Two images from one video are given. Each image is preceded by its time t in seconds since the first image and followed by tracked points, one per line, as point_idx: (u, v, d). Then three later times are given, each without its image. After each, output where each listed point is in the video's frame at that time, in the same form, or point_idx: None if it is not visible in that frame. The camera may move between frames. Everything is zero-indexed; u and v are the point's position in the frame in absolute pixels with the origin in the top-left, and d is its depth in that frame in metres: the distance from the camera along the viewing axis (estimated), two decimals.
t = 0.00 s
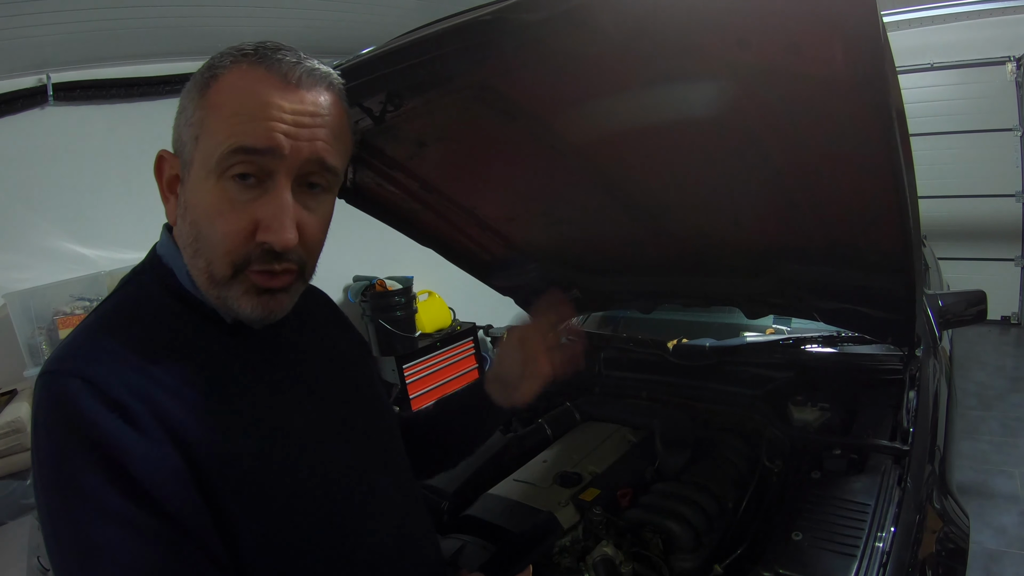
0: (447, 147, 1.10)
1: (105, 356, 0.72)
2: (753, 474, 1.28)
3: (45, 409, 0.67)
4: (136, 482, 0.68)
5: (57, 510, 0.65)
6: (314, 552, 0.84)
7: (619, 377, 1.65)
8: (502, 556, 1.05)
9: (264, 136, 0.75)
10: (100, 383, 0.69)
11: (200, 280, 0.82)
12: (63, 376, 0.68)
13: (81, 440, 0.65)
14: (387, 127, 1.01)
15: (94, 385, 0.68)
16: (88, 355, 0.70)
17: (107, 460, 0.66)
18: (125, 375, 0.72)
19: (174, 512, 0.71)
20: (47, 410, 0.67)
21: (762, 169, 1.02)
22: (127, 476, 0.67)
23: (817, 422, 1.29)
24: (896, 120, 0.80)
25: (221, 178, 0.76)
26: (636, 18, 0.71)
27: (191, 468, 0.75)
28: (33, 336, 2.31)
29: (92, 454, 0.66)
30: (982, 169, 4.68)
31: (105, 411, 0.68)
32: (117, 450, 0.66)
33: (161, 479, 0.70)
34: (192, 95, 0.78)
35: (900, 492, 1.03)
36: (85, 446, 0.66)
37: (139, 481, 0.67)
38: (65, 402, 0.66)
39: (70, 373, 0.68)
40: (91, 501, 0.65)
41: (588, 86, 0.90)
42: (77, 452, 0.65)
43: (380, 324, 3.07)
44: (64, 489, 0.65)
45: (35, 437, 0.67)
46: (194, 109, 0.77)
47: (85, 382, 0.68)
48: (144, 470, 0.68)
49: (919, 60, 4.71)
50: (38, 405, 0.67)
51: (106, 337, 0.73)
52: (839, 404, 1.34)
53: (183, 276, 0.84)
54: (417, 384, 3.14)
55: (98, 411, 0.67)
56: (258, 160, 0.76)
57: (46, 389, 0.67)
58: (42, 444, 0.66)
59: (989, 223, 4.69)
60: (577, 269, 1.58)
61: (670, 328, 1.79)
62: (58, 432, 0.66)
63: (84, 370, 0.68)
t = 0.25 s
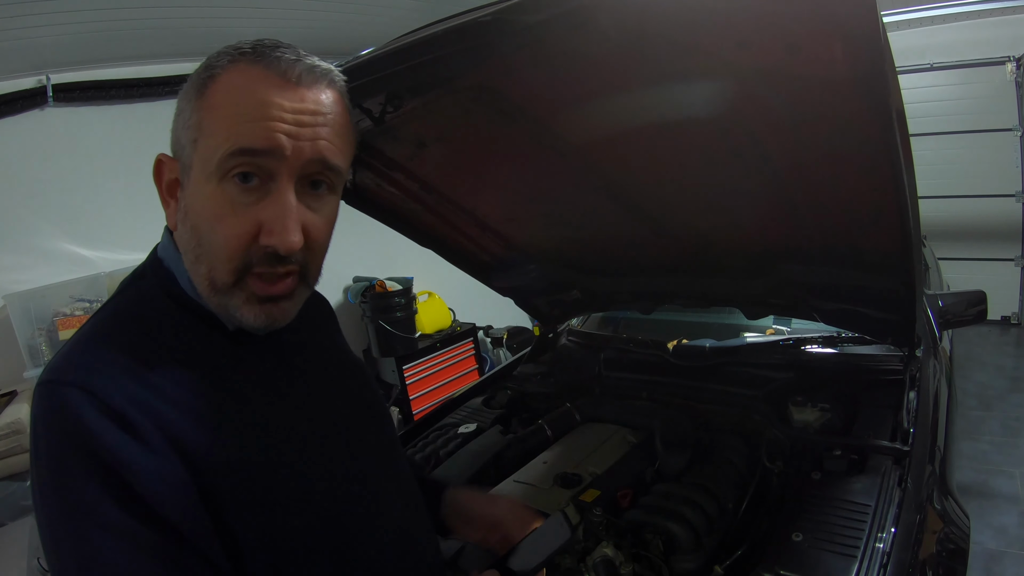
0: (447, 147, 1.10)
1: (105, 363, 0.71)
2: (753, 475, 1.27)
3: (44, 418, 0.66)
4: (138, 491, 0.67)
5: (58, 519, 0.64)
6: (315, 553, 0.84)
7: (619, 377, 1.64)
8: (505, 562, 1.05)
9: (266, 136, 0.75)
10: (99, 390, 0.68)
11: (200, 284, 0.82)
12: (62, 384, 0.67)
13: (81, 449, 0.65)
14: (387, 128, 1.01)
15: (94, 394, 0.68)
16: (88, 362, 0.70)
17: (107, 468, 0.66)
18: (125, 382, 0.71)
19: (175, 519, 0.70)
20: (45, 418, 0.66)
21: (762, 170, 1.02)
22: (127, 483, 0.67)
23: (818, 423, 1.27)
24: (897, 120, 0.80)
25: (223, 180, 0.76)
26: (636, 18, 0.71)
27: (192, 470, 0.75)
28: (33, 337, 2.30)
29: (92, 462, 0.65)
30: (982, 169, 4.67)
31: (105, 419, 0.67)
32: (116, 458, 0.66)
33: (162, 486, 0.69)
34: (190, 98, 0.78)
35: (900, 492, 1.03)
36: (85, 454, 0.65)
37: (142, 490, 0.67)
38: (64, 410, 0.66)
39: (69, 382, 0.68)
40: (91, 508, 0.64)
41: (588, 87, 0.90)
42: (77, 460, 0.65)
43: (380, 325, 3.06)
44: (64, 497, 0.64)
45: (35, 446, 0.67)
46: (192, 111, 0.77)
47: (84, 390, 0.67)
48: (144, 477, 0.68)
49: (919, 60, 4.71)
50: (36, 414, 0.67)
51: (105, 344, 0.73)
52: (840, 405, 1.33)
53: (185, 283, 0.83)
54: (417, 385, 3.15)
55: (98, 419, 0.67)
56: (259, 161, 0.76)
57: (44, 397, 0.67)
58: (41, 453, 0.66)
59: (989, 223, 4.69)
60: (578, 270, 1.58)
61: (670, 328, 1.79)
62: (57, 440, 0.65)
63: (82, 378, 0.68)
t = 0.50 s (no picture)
0: (448, 147, 1.10)
1: (105, 366, 0.71)
2: (755, 475, 1.27)
3: (45, 422, 0.66)
4: (142, 495, 0.68)
5: (58, 522, 0.64)
6: (315, 553, 0.84)
7: (619, 376, 1.64)
8: (505, 558, 1.03)
9: (281, 139, 0.75)
10: (99, 394, 0.68)
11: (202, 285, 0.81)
12: (62, 388, 0.67)
13: (80, 452, 0.65)
14: (387, 128, 1.01)
15: (98, 399, 0.68)
16: (90, 367, 0.70)
17: (108, 471, 0.66)
18: (125, 385, 0.71)
19: (175, 521, 0.70)
20: (45, 422, 0.66)
21: (763, 170, 1.01)
22: (127, 486, 0.67)
23: (818, 423, 1.28)
24: (899, 121, 0.80)
25: (233, 180, 0.76)
26: (638, 18, 0.71)
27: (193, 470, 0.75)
28: (33, 337, 2.30)
29: (92, 465, 0.65)
30: (983, 169, 4.67)
31: (105, 422, 0.67)
32: (116, 461, 0.66)
33: (163, 489, 0.69)
34: (198, 94, 0.77)
35: (901, 493, 1.02)
36: (86, 458, 0.65)
37: (145, 494, 0.68)
38: (64, 414, 0.66)
39: (69, 385, 0.68)
40: (92, 511, 0.64)
41: (589, 87, 0.89)
42: (77, 464, 0.65)
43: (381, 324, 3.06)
44: (65, 500, 0.64)
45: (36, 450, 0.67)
46: (202, 109, 0.76)
47: (84, 394, 0.67)
48: (145, 480, 0.68)
49: (919, 60, 4.70)
50: (37, 418, 0.67)
51: (104, 347, 0.73)
52: (840, 404, 1.33)
53: (184, 284, 0.83)
54: (417, 385, 3.15)
55: (98, 423, 0.67)
56: (272, 162, 0.76)
57: (44, 401, 0.67)
58: (42, 457, 0.66)
59: (989, 223, 4.69)
60: (578, 270, 1.57)
61: (670, 328, 1.79)
62: (58, 443, 0.65)
63: (82, 382, 0.68)
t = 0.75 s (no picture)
0: (449, 147, 1.10)
1: (102, 370, 0.71)
2: (755, 475, 1.27)
3: (42, 426, 0.66)
4: (141, 498, 0.67)
5: (57, 527, 0.64)
6: (315, 553, 0.84)
7: (620, 376, 1.64)
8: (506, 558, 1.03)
9: (271, 135, 0.75)
10: (97, 397, 0.68)
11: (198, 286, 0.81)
12: (60, 392, 0.67)
13: (78, 455, 0.65)
14: (388, 127, 1.01)
15: (95, 402, 0.68)
16: (87, 370, 0.70)
17: (106, 474, 0.66)
18: (123, 388, 0.71)
19: (175, 524, 0.70)
20: (43, 426, 0.66)
21: (765, 169, 1.01)
22: (126, 488, 0.67)
23: (818, 423, 1.28)
24: (900, 119, 0.80)
25: (226, 180, 0.76)
26: (638, 18, 0.71)
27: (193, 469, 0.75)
28: (34, 336, 2.30)
29: (90, 469, 0.65)
30: (984, 169, 4.66)
31: (103, 425, 0.67)
32: (115, 464, 0.66)
33: (162, 491, 0.69)
34: (189, 93, 0.77)
35: (902, 493, 1.02)
36: (84, 461, 0.65)
37: (144, 497, 0.67)
38: (62, 418, 0.66)
39: (66, 389, 0.68)
40: (90, 514, 0.64)
41: (589, 86, 0.89)
42: (75, 467, 0.65)
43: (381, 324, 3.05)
44: (62, 504, 0.64)
45: (33, 455, 0.67)
46: (192, 108, 0.76)
47: (82, 397, 0.67)
48: (144, 483, 0.68)
49: (920, 59, 4.69)
50: (34, 423, 0.67)
51: (101, 351, 0.73)
52: (841, 403, 1.33)
53: (180, 285, 0.83)
54: (417, 384, 3.15)
55: (96, 426, 0.66)
56: (264, 160, 0.76)
57: (42, 405, 0.67)
58: (40, 461, 0.66)
59: (990, 222, 4.69)
60: (579, 269, 1.57)
61: (671, 327, 1.79)
62: (56, 447, 0.65)
63: (79, 386, 0.68)
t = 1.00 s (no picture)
0: (449, 146, 1.10)
1: (99, 369, 0.71)
2: (755, 474, 1.27)
3: (39, 426, 0.66)
4: (136, 497, 0.67)
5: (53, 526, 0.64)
6: (314, 552, 0.84)
7: (621, 375, 1.64)
8: (505, 557, 1.03)
9: (272, 135, 0.75)
10: (93, 396, 0.68)
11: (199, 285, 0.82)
12: (56, 391, 0.67)
13: (75, 455, 0.65)
14: (389, 126, 1.01)
15: (91, 401, 0.68)
16: (83, 369, 0.70)
17: (103, 473, 0.66)
18: (119, 387, 0.71)
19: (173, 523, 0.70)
20: (39, 424, 0.66)
21: (765, 168, 1.01)
22: (124, 488, 0.67)
23: (819, 422, 1.28)
24: (901, 119, 0.80)
25: (226, 178, 0.76)
26: (638, 16, 0.71)
27: (192, 468, 0.75)
28: (35, 335, 2.30)
29: (86, 468, 0.65)
30: (984, 169, 4.66)
31: (99, 425, 0.67)
32: (112, 464, 0.66)
33: (159, 491, 0.69)
34: (191, 91, 0.77)
35: (902, 492, 1.02)
36: (79, 461, 0.65)
37: (139, 497, 0.67)
38: (58, 418, 0.66)
39: (62, 388, 0.67)
40: (87, 513, 0.64)
41: (590, 85, 0.89)
42: (72, 466, 0.65)
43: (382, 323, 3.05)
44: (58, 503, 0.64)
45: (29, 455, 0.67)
46: (194, 106, 0.76)
47: (79, 396, 0.67)
48: (141, 483, 0.68)
49: (922, 58, 4.69)
50: (31, 421, 0.67)
51: (97, 350, 0.73)
52: (841, 402, 1.33)
53: (181, 284, 0.83)
54: (417, 384, 3.15)
55: (92, 426, 0.66)
56: (265, 159, 0.76)
57: (39, 404, 0.67)
58: (36, 461, 0.66)
59: (991, 222, 4.68)
60: (579, 269, 1.57)
61: (672, 327, 1.79)
62: (52, 446, 0.65)
63: (76, 385, 0.68)
